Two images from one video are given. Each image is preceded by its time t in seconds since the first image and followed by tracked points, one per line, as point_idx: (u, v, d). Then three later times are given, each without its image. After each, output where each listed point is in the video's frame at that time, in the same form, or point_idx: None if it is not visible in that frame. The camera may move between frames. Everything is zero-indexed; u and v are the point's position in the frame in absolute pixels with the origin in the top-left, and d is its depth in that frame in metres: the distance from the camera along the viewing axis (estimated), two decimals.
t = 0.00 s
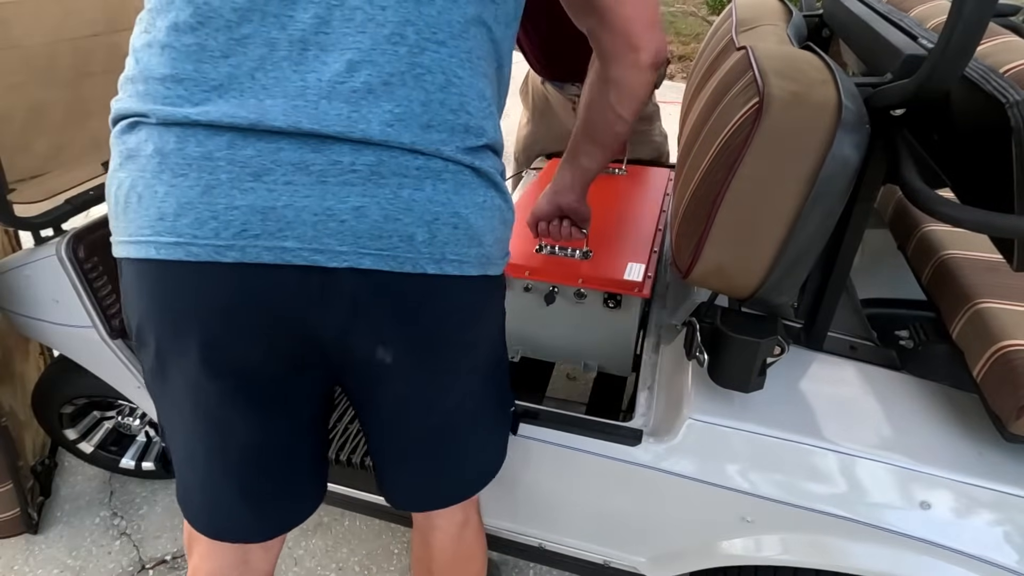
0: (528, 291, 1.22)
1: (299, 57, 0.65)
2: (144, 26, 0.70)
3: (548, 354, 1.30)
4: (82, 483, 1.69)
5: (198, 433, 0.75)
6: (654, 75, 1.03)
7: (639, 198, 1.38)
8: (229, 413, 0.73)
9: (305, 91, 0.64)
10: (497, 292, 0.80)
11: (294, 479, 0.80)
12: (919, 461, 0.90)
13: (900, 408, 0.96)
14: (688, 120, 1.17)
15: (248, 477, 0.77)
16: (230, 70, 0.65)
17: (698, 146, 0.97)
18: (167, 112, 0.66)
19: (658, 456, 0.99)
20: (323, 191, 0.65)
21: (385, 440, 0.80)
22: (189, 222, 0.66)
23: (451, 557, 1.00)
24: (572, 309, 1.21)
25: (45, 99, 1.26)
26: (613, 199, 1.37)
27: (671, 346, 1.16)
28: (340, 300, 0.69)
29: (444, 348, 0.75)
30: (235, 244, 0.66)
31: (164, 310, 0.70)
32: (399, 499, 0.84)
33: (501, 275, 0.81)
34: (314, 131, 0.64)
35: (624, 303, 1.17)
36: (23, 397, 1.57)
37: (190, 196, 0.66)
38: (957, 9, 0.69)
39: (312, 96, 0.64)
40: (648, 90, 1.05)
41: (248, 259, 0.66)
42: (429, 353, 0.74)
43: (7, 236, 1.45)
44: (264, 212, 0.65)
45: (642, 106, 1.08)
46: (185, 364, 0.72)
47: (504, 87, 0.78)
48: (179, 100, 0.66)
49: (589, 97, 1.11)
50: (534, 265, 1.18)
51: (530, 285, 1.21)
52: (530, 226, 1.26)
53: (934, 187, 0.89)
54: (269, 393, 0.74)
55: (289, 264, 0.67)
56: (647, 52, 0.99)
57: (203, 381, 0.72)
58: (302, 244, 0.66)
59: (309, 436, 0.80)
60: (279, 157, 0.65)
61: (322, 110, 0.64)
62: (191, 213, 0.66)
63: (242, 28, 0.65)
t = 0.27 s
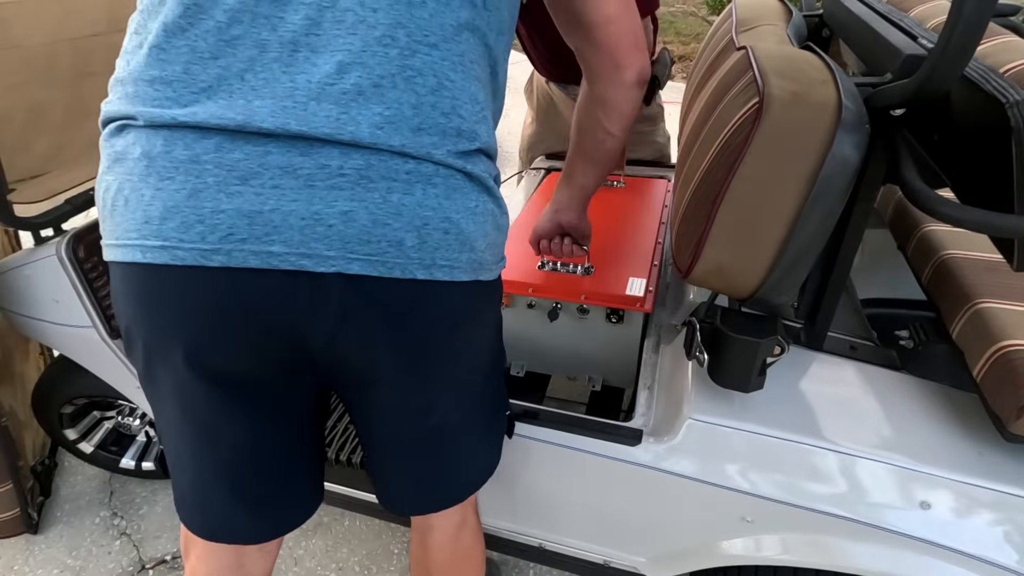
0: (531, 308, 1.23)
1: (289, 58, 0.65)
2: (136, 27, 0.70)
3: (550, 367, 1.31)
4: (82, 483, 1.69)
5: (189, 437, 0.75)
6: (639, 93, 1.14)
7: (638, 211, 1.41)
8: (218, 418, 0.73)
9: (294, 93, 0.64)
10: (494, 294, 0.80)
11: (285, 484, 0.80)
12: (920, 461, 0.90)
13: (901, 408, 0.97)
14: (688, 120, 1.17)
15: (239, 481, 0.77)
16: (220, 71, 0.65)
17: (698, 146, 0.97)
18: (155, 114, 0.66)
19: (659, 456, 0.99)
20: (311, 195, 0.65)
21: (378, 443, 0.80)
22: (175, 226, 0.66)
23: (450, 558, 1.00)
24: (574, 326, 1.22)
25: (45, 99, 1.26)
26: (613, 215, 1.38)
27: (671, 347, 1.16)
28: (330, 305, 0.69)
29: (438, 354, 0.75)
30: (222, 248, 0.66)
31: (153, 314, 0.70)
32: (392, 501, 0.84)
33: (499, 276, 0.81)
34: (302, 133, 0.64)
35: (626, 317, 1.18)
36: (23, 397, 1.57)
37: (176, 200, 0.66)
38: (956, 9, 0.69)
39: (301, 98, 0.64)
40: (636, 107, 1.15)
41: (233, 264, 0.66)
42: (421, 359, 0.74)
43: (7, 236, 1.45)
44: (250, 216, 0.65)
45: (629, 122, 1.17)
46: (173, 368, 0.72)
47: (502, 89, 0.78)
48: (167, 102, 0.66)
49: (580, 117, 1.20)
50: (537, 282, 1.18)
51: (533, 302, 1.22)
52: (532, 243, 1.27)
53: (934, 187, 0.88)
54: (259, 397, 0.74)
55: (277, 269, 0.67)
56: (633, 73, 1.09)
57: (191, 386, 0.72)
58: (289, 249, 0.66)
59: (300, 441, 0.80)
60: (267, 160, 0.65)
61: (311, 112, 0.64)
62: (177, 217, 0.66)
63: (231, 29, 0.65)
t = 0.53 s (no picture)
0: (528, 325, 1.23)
1: (287, 56, 0.65)
2: (135, 26, 0.70)
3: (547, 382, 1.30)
4: (82, 483, 1.69)
5: (185, 437, 0.75)
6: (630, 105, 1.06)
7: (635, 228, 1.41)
8: (214, 416, 0.73)
9: (292, 90, 0.64)
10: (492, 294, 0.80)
11: (282, 484, 0.80)
12: (920, 461, 0.90)
13: (901, 408, 0.96)
14: (688, 120, 1.17)
15: (236, 481, 0.77)
16: (217, 69, 0.65)
17: (698, 145, 0.97)
18: (153, 111, 0.66)
19: (659, 456, 0.99)
20: (308, 193, 0.65)
21: (376, 444, 0.80)
22: (172, 223, 0.66)
23: (448, 557, 1.00)
24: (570, 343, 1.22)
25: (45, 99, 1.26)
26: (611, 231, 1.39)
27: (671, 347, 1.16)
28: (327, 304, 0.69)
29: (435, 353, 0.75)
30: (218, 245, 0.66)
31: (149, 314, 0.70)
32: (390, 502, 0.84)
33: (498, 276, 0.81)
34: (300, 130, 0.64)
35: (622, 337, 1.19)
36: (23, 397, 1.57)
37: (173, 198, 0.66)
38: (957, 8, 0.69)
39: (299, 96, 0.64)
40: (625, 121, 1.07)
41: (231, 261, 0.66)
42: (418, 359, 0.74)
43: (7, 236, 1.45)
44: (248, 214, 0.65)
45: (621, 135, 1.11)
46: (168, 368, 0.72)
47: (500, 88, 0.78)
48: (165, 100, 0.66)
49: (571, 131, 1.14)
50: (533, 300, 1.20)
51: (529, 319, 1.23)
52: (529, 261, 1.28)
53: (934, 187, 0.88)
54: (255, 397, 0.74)
55: (274, 266, 0.66)
56: (622, 85, 1.02)
57: (187, 385, 0.72)
58: (285, 246, 0.66)
59: (297, 441, 0.80)
60: (264, 158, 0.65)
61: (309, 110, 0.64)
62: (174, 214, 0.66)
63: (229, 28, 0.65)
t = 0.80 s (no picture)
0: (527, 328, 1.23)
1: (284, 57, 0.65)
2: (133, 26, 0.70)
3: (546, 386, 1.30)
4: (82, 483, 1.69)
5: (182, 438, 0.75)
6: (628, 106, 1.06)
7: (634, 230, 1.41)
8: (210, 417, 0.73)
9: (288, 90, 0.64)
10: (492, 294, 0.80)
11: (278, 484, 0.80)
12: (920, 461, 0.90)
13: (900, 408, 0.97)
14: (688, 121, 1.17)
15: (234, 482, 0.77)
16: (214, 69, 0.65)
17: (698, 145, 0.97)
18: (149, 111, 0.66)
19: (659, 456, 0.99)
20: (303, 193, 0.65)
21: (374, 444, 0.80)
22: (167, 223, 0.66)
23: (447, 557, 1.00)
24: (570, 345, 1.22)
25: (45, 99, 1.26)
26: (610, 236, 1.39)
27: (671, 347, 1.16)
28: (325, 305, 0.69)
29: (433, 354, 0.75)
30: (213, 245, 0.66)
31: (147, 314, 0.70)
32: (388, 503, 0.84)
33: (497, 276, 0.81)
34: (296, 130, 0.64)
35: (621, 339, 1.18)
36: (23, 397, 1.57)
37: (168, 198, 0.66)
38: (957, 8, 0.69)
39: (295, 96, 0.64)
40: (623, 123, 1.07)
41: (225, 262, 0.66)
42: (417, 360, 0.74)
43: (7, 236, 1.45)
44: (243, 214, 0.65)
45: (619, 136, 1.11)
46: (166, 369, 0.72)
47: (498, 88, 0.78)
48: (162, 100, 0.66)
49: (571, 132, 1.15)
50: (533, 303, 1.20)
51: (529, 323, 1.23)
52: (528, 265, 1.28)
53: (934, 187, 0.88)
54: (253, 398, 0.74)
55: (270, 267, 0.66)
56: (619, 87, 1.02)
57: (185, 386, 0.72)
58: (280, 246, 0.66)
59: (293, 441, 0.80)
60: (260, 158, 0.65)
61: (304, 110, 0.64)
62: (169, 215, 0.66)
63: (226, 28, 0.65)
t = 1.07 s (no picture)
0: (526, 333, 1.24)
1: (282, 57, 0.65)
2: (132, 25, 0.70)
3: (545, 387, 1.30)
4: (82, 483, 1.69)
5: (181, 436, 0.75)
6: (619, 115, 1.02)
7: (632, 232, 1.41)
8: (209, 416, 0.73)
9: (285, 90, 0.64)
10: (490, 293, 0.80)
11: (277, 482, 0.80)
12: (920, 461, 0.90)
13: (901, 407, 0.97)
14: (688, 121, 1.17)
15: (233, 481, 0.77)
16: (212, 68, 0.65)
17: (698, 144, 0.97)
18: (148, 109, 0.66)
19: (659, 456, 0.99)
20: (299, 192, 0.65)
21: (373, 444, 0.80)
22: (164, 221, 0.66)
23: (447, 556, 1.00)
24: (569, 350, 1.22)
25: (45, 99, 1.26)
26: (607, 240, 1.39)
27: (670, 347, 1.16)
28: (322, 303, 0.69)
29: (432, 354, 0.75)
30: (210, 243, 0.66)
31: (146, 313, 0.70)
32: (386, 502, 0.84)
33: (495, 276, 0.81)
34: (292, 129, 0.64)
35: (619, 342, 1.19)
36: (23, 397, 1.57)
37: (166, 196, 0.66)
38: (957, 8, 0.69)
39: (292, 95, 0.64)
40: (614, 131, 1.03)
41: (222, 260, 0.66)
42: (415, 360, 0.74)
43: (7, 236, 1.45)
44: (240, 212, 0.65)
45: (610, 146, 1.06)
46: (164, 367, 0.72)
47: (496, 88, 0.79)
48: (160, 98, 0.66)
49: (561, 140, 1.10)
50: (531, 309, 1.20)
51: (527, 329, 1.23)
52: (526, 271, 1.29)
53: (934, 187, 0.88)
54: (252, 397, 0.74)
55: (267, 265, 0.66)
56: (609, 92, 0.98)
57: (184, 385, 0.72)
58: (276, 245, 0.66)
59: (291, 439, 0.80)
60: (257, 157, 0.65)
61: (301, 109, 0.64)
62: (167, 213, 0.66)
63: (223, 28, 0.65)
